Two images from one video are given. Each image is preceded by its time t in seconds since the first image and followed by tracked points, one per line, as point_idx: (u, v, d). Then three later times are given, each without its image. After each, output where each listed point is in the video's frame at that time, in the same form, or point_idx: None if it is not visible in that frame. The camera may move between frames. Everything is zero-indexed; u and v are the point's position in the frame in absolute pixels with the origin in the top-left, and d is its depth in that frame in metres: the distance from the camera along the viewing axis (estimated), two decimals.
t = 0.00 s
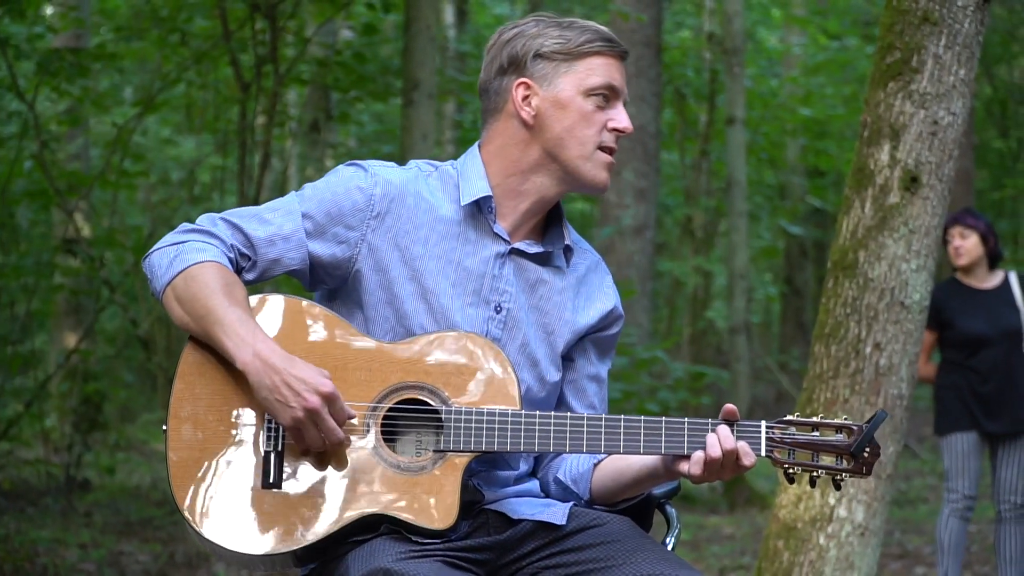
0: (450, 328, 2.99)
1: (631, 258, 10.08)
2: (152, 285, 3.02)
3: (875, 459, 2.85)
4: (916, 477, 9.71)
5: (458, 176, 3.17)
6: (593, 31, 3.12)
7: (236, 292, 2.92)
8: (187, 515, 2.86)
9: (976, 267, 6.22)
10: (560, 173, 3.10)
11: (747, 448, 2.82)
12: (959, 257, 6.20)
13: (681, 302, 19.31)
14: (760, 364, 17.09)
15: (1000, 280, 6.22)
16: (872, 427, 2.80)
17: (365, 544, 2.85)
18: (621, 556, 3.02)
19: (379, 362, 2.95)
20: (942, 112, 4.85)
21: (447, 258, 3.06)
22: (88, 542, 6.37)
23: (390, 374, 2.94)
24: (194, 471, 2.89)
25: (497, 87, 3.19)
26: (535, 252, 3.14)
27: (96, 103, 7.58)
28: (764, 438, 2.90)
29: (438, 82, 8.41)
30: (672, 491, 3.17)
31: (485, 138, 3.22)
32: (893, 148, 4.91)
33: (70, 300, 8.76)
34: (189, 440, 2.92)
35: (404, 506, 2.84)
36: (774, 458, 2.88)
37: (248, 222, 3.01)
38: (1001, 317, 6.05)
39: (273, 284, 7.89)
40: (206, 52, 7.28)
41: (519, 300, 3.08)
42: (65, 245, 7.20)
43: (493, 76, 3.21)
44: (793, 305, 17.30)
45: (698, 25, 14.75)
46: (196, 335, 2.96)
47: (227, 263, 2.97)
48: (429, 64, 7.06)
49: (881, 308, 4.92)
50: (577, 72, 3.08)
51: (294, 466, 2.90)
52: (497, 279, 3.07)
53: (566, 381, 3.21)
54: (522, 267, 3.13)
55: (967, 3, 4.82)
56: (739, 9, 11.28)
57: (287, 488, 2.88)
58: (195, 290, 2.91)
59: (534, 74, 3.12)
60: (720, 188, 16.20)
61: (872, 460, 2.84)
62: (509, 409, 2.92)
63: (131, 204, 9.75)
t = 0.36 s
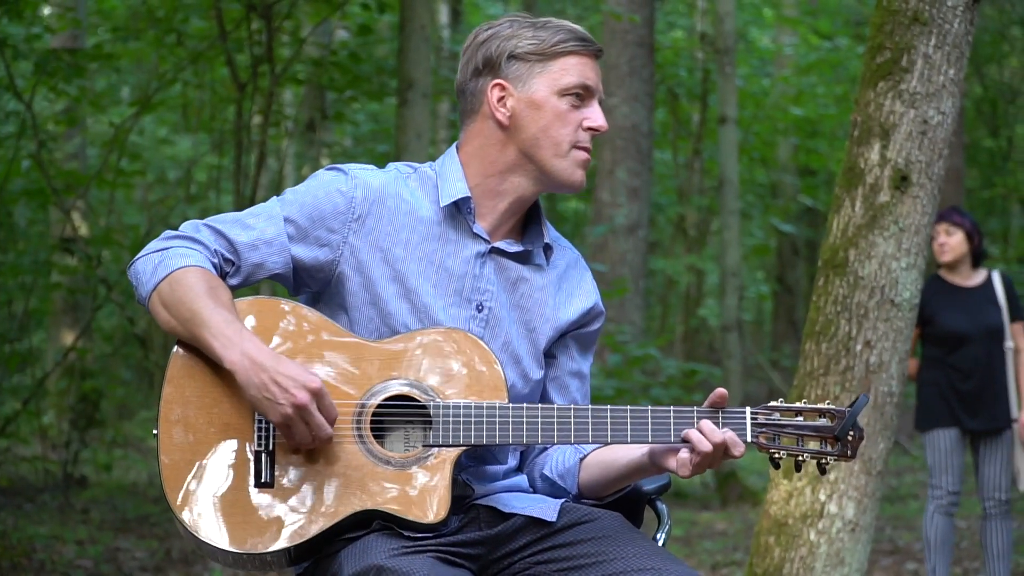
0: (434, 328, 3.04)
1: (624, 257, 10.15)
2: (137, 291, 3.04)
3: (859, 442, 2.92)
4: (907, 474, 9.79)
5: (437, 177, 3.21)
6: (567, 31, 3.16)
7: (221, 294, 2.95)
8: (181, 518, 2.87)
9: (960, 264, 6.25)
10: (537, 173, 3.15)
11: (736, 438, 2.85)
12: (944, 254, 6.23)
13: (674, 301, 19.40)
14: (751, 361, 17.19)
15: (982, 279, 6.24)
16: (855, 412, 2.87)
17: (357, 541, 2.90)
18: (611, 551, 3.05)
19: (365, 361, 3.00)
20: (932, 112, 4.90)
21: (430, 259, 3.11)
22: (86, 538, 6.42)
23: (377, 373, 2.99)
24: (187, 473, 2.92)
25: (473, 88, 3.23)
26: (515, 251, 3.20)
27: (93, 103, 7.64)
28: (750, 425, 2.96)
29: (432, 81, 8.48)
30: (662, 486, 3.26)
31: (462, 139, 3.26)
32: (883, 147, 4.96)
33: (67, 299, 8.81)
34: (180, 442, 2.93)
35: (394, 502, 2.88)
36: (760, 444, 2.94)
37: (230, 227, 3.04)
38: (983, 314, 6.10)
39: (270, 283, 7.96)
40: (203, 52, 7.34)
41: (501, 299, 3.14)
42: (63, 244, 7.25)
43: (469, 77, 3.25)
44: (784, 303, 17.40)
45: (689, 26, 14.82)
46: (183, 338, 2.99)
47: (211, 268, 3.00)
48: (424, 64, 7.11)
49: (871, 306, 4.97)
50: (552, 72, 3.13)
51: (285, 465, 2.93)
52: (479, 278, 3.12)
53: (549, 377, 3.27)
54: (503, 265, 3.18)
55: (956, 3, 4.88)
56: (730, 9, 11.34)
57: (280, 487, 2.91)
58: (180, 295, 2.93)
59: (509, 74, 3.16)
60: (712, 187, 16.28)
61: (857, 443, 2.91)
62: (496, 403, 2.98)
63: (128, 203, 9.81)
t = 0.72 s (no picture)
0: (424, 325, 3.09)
1: (616, 255, 10.23)
2: (129, 292, 3.08)
3: (846, 432, 3.00)
4: (897, 470, 9.86)
5: (424, 174, 3.27)
6: (542, 22, 3.24)
7: (213, 294, 2.99)
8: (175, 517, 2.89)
9: (943, 263, 6.28)
10: (518, 162, 3.21)
11: (723, 438, 2.93)
12: (934, 250, 6.25)
13: (667, 299, 19.48)
14: (743, 358, 17.28)
15: (961, 278, 6.30)
16: (842, 403, 2.94)
17: (350, 538, 2.93)
18: (603, 547, 3.10)
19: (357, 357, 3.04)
20: (921, 112, 4.95)
21: (419, 255, 3.16)
22: (83, 534, 6.48)
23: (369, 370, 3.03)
24: (180, 471, 2.94)
25: (453, 85, 3.31)
26: (502, 244, 3.25)
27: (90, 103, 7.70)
28: (738, 417, 3.03)
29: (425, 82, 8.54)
30: (654, 483, 3.27)
31: (446, 135, 3.34)
32: (873, 147, 5.01)
33: (64, 297, 8.87)
34: (174, 441, 2.96)
35: (388, 498, 2.92)
36: (749, 435, 3.01)
37: (220, 226, 3.08)
38: (959, 312, 6.18)
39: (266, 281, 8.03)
40: (199, 53, 7.40)
41: (490, 293, 3.19)
42: (60, 242, 7.31)
43: (449, 74, 3.33)
44: (776, 301, 17.50)
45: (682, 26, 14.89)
46: (175, 338, 3.02)
47: (203, 268, 3.04)
48: (418, 64, 7.17)
49: (862, 304, 5.03)
50: (528, 62, 3.20)
51: (279, 463, 2.96)
52: (467, 273, 3.17)
53: (538, 368, 3.32)
54: (490, 259, 3.23)
55: (945, 3, 4.93)
56: (722, 10, 11.39)
57: (273, 485, 2.94)
58: (173, 294, 2.97)
59: (486, 67, 3.24)
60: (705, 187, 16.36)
61: (844, 433, 3.00)
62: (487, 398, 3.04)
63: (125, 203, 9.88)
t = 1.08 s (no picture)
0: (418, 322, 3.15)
1: (610, 253, 10.30)
2: (126, 291, 3.12)
3: (837, 427, 3.05)
4: (889, 467, 9.93)
5: (417, 173, 3.33)
6: (540, 26, 3.29)
7: (210, 294, 3.04)
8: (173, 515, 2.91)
9: (933, 261, 6.34)
10: (510, 165, 3.26)
11: (714, 433, 3.01)
12: (927, 249, 6.29)
13: (660, 298, 19.57)
14: (737, 356, 17.37)
15: (950, 277, 6.36)
16: (831, 398, 2.99)
17: (347, 535, 2.99)
18: (598, 542, 3.16)
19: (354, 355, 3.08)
20: (913, 111, 5.01)
21: (412, 254, 3.22)
22: (82, 530, 6.54)
23: (366, 369, 3.07)
24: (178, 470, 2.97)
25: (449, 85, 3.36)
26: (495, 243, 3.31)
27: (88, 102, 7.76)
28: (730, 413, 3.10)
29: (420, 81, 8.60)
30: (649, 479, 3.33)
31: (440, 135, 3.39)
32: (866, 145, 5.07)
33: (63, 295, 8.93)
34: (171, 440, 2.99)
35: (385, 495, 2.98)
36: (741, 431, 3.08)
37: (217, 225, 3.13)
38: (950, 309, 6.24)
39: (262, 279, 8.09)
40: (197, 53, 7.47)
41: (483, 291, 3.25)
42: (59, 241, 7.37)
43: (445, 73, 3.38)
44: (768, 299, 17.59)
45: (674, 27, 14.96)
46: (172, 337, 3.06)
47: (199, 267, 3.09)
48: (415, 64, 7.23)
49: (854, 302, 5.08)
50: (524, 65, 3.25)
51: (276, 461, 3.01)
52: (461, 271, 3.24)
53: (530, 363, 3.38)
54: (484, 258, 3.30)
55: (937, 4, 4.98)
56: (715, 10, 11.46)
57: (271, 484, 2.99)
58: (170, 294, 3.02)
59: (482, 68, 3.29)
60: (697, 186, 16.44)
61: (835, 428, 3.04)
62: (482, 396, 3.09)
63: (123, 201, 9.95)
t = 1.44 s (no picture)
0: (417, 319, 3.20)
1: (604, 251, 10.37)
2: (125, 290, 3.18)
3: (830, 422, 3.11)
4: (881, 462, 10.01)
5: (413, 171, 3.39)
6: (534, 23, 3.34)
7: (207, 294, 3.10)
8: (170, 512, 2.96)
9: (931, 258, 6.39)
10: (505, 162, 3.32)
11: (709, 430, 3.06)
12: (924, 247, 6.35)
13: (654, 295, 19.66)
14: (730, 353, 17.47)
15: (947, 273, 6.40)
16: (826, 394, 3.05)
17: (343, 531, 3.03)
18: (593, 536, 3.20)
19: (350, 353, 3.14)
20: (905, 109, 5.07)
21: (407, 250, 3.28)
22: (81, 525, 6.60)
23: (363, 367, 3.13)
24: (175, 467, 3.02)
25: (445, 82, 3.42)
26: (490, 239, 3.37)
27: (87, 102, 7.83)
28: (725, 409, 3.14)
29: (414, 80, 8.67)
30: (644, 474, 3.38)
31: (437, 131, 3.45)
32: (858, 143, 5.13)
33: (61, 292, 9.00)
34: (168, 437, 3.03)
35: (381, 492, 3.04)
36: (735, 427, 3.13)
37: (214, 223, 3.19)
38: (948, 306, 6.28)
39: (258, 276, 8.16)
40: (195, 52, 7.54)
41: (479, 288, 3.31)
42: (58, 239, 7.44)
43: (441, 70, 3.44)
44: (761, 296, 17.68)
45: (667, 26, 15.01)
46: (169, 336, 3.11)
47: (196, 265, 3.15)
48: (410, 63, 7.29)
49: (846, 299, 5.15)
50: (518, 63, 3.30)
51: (273, 459, 3.06)
52: (457, 268, 3.29)
53: (526, 357, 3.44)
54: (480, 255, 3.35)
55: (929, 3, 5.04)
56: (709, 9, 11.51)
57: (268, 481, 3.04)
58: (168, 294, 3.08)
59: (477, 66, 3.35)
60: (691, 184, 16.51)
61: (828, 423, 3.11)
62: (478, 393, 3.15)
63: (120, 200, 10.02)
